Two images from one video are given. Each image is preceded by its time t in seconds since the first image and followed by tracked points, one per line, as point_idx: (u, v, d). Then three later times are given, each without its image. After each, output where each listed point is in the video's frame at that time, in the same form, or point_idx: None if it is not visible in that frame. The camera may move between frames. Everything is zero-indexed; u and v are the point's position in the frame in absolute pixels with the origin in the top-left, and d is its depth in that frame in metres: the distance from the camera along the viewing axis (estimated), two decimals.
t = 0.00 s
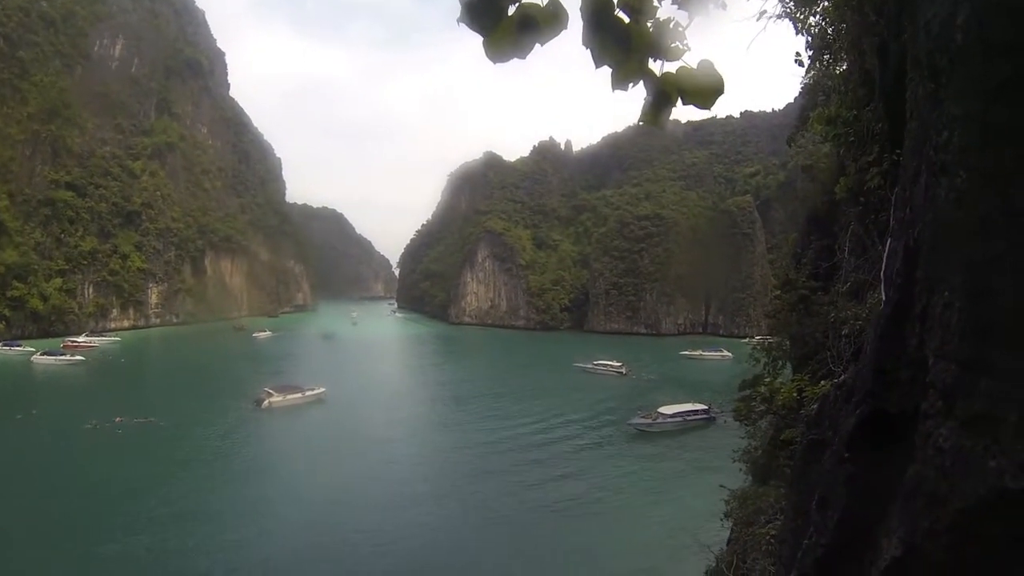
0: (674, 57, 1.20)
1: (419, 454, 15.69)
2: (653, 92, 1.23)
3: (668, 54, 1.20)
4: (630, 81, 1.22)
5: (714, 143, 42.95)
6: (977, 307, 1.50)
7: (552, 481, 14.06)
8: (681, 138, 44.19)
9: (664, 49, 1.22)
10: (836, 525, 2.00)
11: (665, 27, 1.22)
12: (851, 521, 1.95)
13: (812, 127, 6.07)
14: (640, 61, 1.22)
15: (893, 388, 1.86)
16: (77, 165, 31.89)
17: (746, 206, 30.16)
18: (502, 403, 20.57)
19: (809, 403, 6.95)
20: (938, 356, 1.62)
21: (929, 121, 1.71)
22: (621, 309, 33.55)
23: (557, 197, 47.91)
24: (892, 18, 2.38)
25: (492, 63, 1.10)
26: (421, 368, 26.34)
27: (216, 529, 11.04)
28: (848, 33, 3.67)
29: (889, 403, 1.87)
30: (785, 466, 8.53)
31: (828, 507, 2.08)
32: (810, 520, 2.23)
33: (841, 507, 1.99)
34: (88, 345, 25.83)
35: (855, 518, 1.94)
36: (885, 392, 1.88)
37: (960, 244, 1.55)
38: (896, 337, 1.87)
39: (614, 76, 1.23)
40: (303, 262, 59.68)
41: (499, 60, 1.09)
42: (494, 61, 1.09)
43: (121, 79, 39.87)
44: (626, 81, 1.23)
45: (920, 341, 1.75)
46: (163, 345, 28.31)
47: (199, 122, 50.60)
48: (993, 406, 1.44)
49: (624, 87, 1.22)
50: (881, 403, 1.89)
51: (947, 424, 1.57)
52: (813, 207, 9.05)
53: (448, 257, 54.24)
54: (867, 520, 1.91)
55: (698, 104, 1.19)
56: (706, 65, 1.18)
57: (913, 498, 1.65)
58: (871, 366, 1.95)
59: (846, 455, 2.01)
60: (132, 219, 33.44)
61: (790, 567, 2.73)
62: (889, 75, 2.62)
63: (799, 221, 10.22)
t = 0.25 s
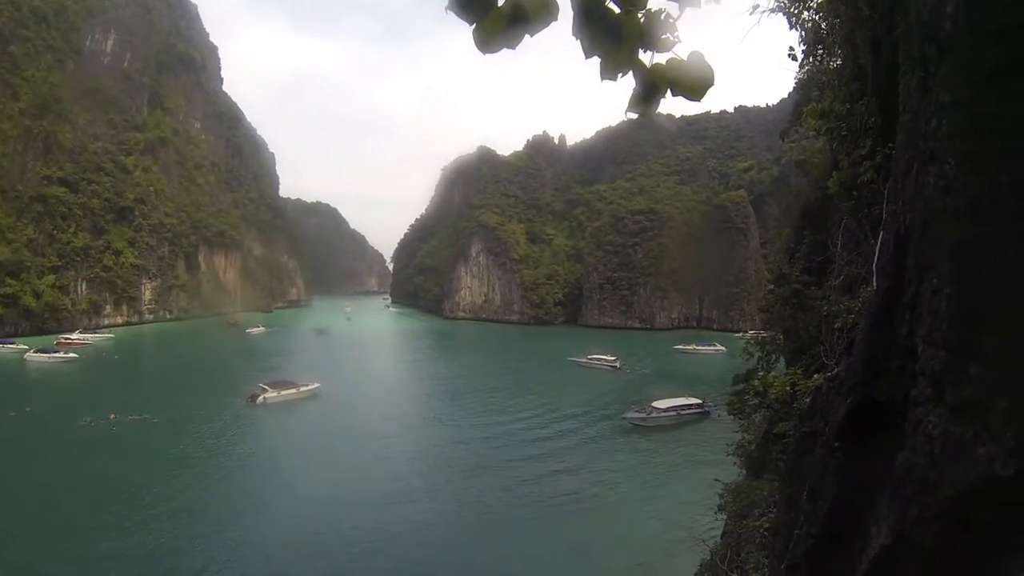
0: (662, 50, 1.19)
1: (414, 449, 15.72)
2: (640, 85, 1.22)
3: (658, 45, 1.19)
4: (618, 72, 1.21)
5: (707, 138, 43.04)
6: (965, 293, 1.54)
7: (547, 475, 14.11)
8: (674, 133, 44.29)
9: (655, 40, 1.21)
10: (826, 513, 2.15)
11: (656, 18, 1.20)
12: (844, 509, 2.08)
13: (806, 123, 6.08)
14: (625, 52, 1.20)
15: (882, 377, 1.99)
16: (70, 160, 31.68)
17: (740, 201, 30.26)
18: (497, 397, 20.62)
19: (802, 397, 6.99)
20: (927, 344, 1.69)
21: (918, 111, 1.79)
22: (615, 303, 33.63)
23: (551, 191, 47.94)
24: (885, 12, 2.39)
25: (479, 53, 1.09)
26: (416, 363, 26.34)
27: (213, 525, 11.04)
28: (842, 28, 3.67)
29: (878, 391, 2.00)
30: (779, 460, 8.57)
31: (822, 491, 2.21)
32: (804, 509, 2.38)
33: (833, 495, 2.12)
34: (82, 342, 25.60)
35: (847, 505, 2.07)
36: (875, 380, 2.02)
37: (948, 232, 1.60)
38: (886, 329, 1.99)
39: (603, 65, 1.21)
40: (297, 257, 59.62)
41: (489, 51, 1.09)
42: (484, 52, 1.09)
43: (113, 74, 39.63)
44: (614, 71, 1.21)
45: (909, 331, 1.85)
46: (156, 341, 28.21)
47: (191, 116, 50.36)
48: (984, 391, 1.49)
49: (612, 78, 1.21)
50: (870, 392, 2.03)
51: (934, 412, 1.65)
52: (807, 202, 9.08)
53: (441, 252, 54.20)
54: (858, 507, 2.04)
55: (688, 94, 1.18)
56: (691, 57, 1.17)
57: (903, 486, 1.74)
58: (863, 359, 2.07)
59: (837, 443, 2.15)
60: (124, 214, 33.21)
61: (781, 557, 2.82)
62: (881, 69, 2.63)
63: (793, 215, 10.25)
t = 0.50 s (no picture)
0: (666, 46, 1.14)
1: (416, 447, 15.70)
2: (642, 81, 1.16)
3: (662, 41, 1.15)
4: (620, 68, 1.16)
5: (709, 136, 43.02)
6: (965, 287, 1.24)
7: (548, 474, 14.09)
8: (676, 131, 44.20)
9: (657, 37, 1.17)
10: (830, 510, 1.84)
11: (660, 13, 1.17)
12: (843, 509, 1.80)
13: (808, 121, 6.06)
14: (635, 37, 1.15)
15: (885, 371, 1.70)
16: (71, 157, 31.69)
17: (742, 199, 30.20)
18: (498, 395, 20.61)
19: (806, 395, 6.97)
20: (928, 338, 1.34)
21: (922, 107, 1.45)
22: (617, 302, 33.61)
23: (553, 189, 47.95)
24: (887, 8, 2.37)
25: (484, 45, 1.06)
26: (417, 361, 26.31)
27: (213, 524, 11.03)
28: (844, 25, 3.66)
29: (882, 386, 1.71)
30: (782, 458, 8.54)
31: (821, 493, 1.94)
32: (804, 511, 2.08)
33: (835, 493, 1.83)
34: (85, 339, 25.65)
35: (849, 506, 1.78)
36: (878, 374, 1.73)
37: (946, 222, 1.29)
38: (892, 319, 1.69)
39: (604, 62, 1.17)
40: (299, 254, 59.73)
41: (490, 46, 1.05)
42: (485, 46, 1.05)
43: (115, 72, 39.74)
44: (618, 64, 1.17)
45: (912, 325, 1.55)
46: (158, 339, 28.27)
47: (193, 114, 50.49)
48: (985, 389, 1.17)
49: (614, 74, 1.17)
50: (873, 385, 1.74)
51: (929, 413, 1.31)
52: (809, 200, 9.04)
53: (444, 250, 54.26)
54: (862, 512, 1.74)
55: (689, 97, 1.12)
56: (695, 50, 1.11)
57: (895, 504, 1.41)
58: (865, 351, 1.78)
59: (838, 438, 1.86)
60: (127, 212, 33.36)
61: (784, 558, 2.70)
62: (883, 68, 2.60)
63: (795, 214, 10.22)
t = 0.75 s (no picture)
0: (678, 39, 1.24)
1: (425, 446, 15.73)
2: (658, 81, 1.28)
3: (673, 37, 1.24)
4: (635, 65, 1.25)
5: (719, 134, 42.78)
6: (986, 275, 1.49)
7: (558, 472, 14.08)
8: (686, 129, 43.97)
9: (670, 32, 1.25)
10: (849, 503, 1.93)
11: (671, 11, 1.25)
12: (865, 497, 1.89)
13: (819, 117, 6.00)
14: (638, 43, 1.24)
15: (902, 361, 1.82)
16: (82, 159, 31.80)
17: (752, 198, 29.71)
18: (509, 394, 20.60)
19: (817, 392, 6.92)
20: (949, 325, 1.59)
21: (934, 99, 1.71)
22: (627, 300, 33.48)
23: (563, 188, 47.85)
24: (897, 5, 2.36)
25: (495, 41, 1.15)
26: (427, 360, 26.34)
27: (224, 522, 11.12)
28: (854, 21, 3.64)
29: (901, 376, 1.82)
30: (794, 456, 8.49)
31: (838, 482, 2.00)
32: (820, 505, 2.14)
33: (853, 484, 1.93)
34: (96, 340, 25.90)
35: (870, 494, 1.88)
36: (896, 364, 1.84)
37: (965, 215, 1.56)
38: (904, 313, 1.82)
39: (619, 57, 1.26)
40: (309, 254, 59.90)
41: (500, 40, 1.14)
42: (496, 41, 1.15)
43: (125, 74, 39.93)
44: (629, 62, 1.25)
45: (932, 316, 1.70)
46: (169, 339, 28.43)
47: (203, 115, 50.71)
48: (1007, 372, 1.44)
49: (629, 69, 1.25)
50: (892, 376, 1.85)
51: (960, 392, 1.54)
52: (820, 197, 8.98)
53: (454, 249, 54.28)
54: (883, 497, 1.84)
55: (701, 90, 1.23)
56: (707, 51, 1.26)
57: (926, 470, 1.61)
58: (881, 342, 1.89)
59: (857, 429, 1.95)
60: (137, 213, 33.93)
61: (799, 554, 2.66)
62: (895, 65, 2.59)
63: (806, 211, 10.14)
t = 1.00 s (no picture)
0: (697, 41, 1.34)
1: (441, 446, 15.75)
2: (679, 76, 1.39)
3: (692, 37, 1.34)
4: (656, 61, 1.38)
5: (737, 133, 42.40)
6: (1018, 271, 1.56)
7: (575, 472, 14.06)
8: (704, 128, 43.63)
9: (688, 31, 1.35)
10: (882, 501, 1.85)
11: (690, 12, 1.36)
12: (896, 501, 1.82)
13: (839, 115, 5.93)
14: (664, 38, 1.36)
15: (935, 358, 1.76)
16: (101, 160, 32.01)
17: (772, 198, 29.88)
18: (526, 394, 20.58)
19: (837, 394, 6.82)
20: (986, 321, 1.62)
21: (958, 96, 1.77)
22: (645, 301, 33.23)
23: (580, 187, 47.71)
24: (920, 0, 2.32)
25: (528, 42, 1.25)
26: (445, 360, 26.38)
27: (242, 519, 11.25)
28: (875, 18, 3.60)
29: (934, 374, 1.76)
30: (815, 458, 8.38)
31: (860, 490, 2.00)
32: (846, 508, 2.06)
33: (885, 484, 1.86)
34: (115, 337, 26.31)
35: (899, 496, 1.82)
36: (929, 363, 1.77)
37: (1000, 210, 1.61)
38: (935, 313, 1.77)
39: (640, 52, 1.38)
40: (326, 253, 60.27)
41: (531, 38, 1.25)
42: (528, 38, 1.25)
43: (144, 76, 40.39)
44: (654, 59, 1.38)
45: (968, 314, 1.67)
46: (187, 338, 28.71)
47: (222, 116, 51.18)
48: None
49: (650, 64, 1.39)
50: (925, 374, 1.78)
51: (1002, 389, 1.56)
52: (839, 196, 8.87)
53: (471, 249, 54.32)
54: (913, 498, 1.78)
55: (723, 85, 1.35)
56: (729, 45, 1.35)
57: (965, 468, 1.60)
58: (915, 340, 1.82)
59: (891, 427, 1.88)
60: (155, 214, 34.49)
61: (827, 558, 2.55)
62: (916, 61, 2.57)
63: (824, 211, 10.02)
